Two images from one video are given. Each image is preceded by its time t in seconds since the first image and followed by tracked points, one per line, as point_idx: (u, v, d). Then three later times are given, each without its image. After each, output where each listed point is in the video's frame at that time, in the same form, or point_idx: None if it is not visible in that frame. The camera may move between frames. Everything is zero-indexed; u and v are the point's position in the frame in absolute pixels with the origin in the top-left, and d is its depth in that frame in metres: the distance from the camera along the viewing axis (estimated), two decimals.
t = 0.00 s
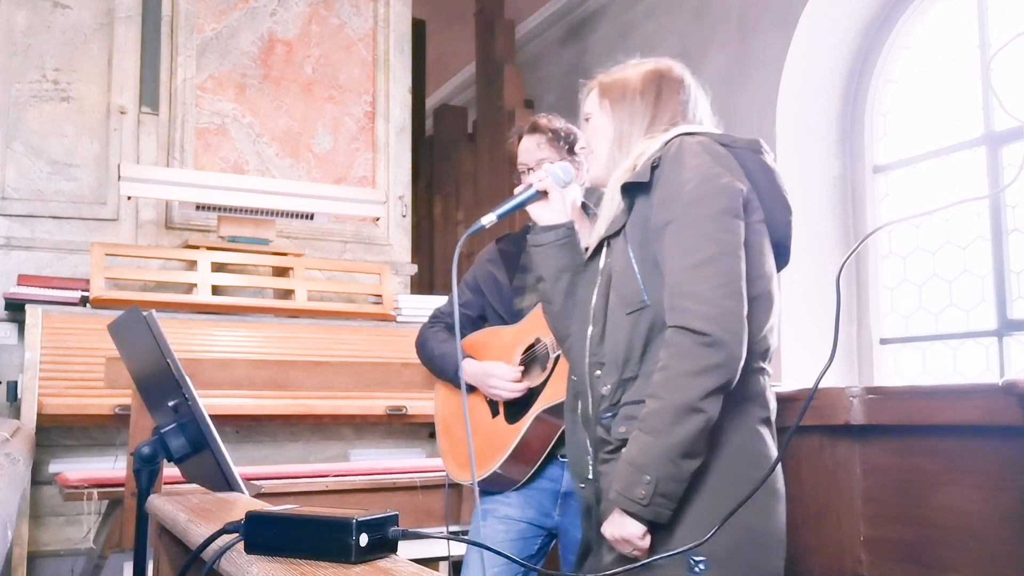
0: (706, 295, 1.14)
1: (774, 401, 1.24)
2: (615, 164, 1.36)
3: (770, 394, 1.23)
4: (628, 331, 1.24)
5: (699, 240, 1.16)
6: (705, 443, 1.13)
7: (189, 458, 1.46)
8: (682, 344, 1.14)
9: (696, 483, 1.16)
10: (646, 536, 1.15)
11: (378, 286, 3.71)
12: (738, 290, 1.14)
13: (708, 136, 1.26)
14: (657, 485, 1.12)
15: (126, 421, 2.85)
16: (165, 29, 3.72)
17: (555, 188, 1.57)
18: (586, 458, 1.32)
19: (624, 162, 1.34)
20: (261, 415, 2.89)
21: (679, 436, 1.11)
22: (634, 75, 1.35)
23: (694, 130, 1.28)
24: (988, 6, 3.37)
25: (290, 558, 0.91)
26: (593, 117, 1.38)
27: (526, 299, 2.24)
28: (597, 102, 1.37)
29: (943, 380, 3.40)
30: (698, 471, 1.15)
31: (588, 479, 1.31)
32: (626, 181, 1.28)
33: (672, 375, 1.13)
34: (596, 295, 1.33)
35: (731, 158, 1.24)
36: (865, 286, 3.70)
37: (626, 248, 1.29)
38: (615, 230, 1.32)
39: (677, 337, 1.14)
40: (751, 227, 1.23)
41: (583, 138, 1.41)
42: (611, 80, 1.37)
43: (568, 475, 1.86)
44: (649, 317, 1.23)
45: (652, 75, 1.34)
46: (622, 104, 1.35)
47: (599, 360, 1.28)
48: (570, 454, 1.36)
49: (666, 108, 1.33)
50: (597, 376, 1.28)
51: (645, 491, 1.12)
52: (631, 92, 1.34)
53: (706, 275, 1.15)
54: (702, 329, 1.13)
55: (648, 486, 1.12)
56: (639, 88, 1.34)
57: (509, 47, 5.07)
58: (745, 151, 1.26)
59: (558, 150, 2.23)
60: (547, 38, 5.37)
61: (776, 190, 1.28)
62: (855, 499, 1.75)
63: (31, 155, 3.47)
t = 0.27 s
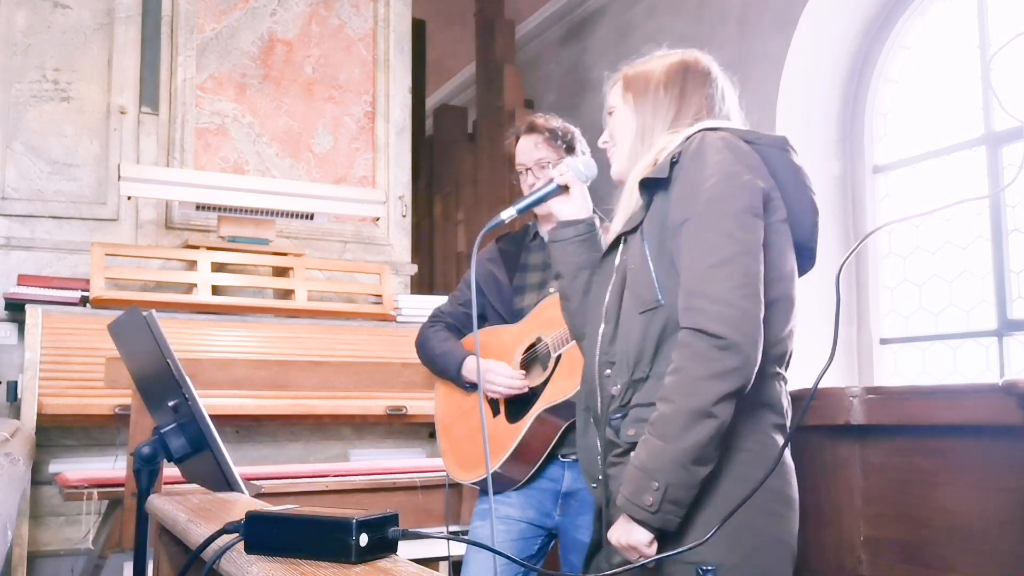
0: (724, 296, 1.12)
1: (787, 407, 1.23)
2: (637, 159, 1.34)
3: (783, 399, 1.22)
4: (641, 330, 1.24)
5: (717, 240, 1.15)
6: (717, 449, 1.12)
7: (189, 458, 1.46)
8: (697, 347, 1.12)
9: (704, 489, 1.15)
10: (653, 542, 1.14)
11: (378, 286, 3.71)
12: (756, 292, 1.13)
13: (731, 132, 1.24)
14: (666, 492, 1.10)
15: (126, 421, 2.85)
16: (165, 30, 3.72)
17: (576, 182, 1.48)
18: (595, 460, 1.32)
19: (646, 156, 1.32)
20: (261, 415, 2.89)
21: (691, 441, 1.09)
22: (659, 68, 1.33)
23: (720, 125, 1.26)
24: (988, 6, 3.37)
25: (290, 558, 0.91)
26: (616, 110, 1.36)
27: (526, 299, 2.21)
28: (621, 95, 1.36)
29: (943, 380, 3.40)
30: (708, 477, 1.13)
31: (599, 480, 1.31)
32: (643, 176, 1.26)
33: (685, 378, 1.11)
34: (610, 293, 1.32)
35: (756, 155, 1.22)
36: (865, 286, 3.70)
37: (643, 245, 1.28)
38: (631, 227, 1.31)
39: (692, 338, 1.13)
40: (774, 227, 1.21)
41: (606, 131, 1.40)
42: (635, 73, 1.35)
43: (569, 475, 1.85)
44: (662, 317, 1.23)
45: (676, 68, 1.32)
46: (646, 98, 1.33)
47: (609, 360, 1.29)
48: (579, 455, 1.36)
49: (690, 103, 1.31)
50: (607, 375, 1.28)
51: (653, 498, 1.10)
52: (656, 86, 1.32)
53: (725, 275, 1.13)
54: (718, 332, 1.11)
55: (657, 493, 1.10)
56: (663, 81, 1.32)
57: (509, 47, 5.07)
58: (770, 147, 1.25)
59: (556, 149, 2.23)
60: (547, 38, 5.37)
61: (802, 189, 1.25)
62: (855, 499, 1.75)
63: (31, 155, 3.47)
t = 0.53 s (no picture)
0: (725, 300, 1.12)
1: (784, 409, 1.23)
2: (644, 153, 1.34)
3: (781, 402, 1.22)
4: (642, 330, 1.24)
5: (717, 242, 1.14)
6: (714, 454, 1.11)
7: (189, 458, 1.46)
8: (696, 351, 1.11)
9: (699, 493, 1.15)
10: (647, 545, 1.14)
11: (378, 286, 3.71)
12: (757, 297, 1.13)
13: (738, 132, 1.24)
14: (662, 496, 1.10)
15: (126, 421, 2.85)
16: (165, 29, 3.72)
17: (583, 175, 1.50)
18: (593, 459, 1.32)
19: (652, 150, 1.32)
20: (261, 415, 2.89)
21: (688, 446, 1.09)
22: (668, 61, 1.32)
23: (726, 124, 1.25)
24: (988, 6, 3.37)
25: (290, 558, 0.91)
26: (624, 103, 1.36)
27: (527, 300, 2.20)
28: (630, 88, 1.35)
29: (943, 380, 3.40)
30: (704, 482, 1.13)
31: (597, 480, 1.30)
32: (648, 175, 1.26)
33: (684, 382, 1.10)
34: (614, 290, 1.33)
35: (762, 156, 1.21)
36: (865, 286, 3.70)
37: (645, 245, 1.28)
38: (634, 227, 1.31)
39: (691, 342, 1.12)
40: (777, 229, 1.21)
41: (614, 123, 1.39)
42: (645, 65, 1.34)
43: (569, 475, 1.85)
44: (662, 318, 1.23)
45: (686, 62, 1.31)
46: (655, 91, 1.32)
47: (612, 360, 1.29)
48: (577, 454, 1.35)
49: (698, 98, 1.31)
50: (609, 374, 1.28)
51: (648, 502, 1.10)
52: (665, 79, 1.32)
53: (726, 278, 1.12)
54: (718, 338, 1.10)
55: (653, 497, 1.10)
56: (672, 75, 1.31)
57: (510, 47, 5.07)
58: (776, 148, 1.24)
59: (555, 149, 2.23)
60: (547, 38, 5.38)
61: (807, 191, 1.25)
62: (855, 498, 1.75)
63: (31, 155, 3.47)
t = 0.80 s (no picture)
0: (728, 304, 1.11)
1: (784, 411, 1.23)
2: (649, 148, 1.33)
3: (781, 403, 1.22)
4: (644, 331, 1.24)
5: (721, 245, 1.14)
6: (715, 458, 1.11)
7: (189, 458, 1.46)
8: (700, 355, 1.11)
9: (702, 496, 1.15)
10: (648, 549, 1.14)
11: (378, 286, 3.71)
12: (761, 300, 1.12)
13: (743, 132, 1.23)
14: (663, 500, 1.10)
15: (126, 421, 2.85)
16: (165, 29, 3.72)
17: (586, 171, 1.45)
18: (593, 458, 1.32)
19: (656, 146, 1.31)
20: (261, 415, 2.89)
21: (690, 450, 1.09)
22: (672, 57, 1.32)
23: (731, 125, 1.25)
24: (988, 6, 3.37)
25: (290, 558, 0.91)
26: (629, 97, 1.36)
27: (527, 300, 2.20)
28: (635, 82, 1.35)
29: (943, 380, 3.40)
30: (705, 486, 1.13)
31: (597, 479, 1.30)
32: (652, 176, 1.26)
33: (686, 386, 1.10)
34: (617, 290, 1.33)
35: (767, 157, 1.21)
36: (865, 286, 3.70)
37: (648, 246, 1.28)
38: (637, 227, 1.32)
39: (694, 346, 1.12)
40: (781, 230, 1.21)
41: (618, 117, 1.40)
42: (650, 61, 1.34)
43: (569, 475, 1.85)
44: (664, 320, 1.23)
45: (692, 58, 1.31)
46: (661, 86, 1.32)
47: (613, 360, 1.29)
48: (577, 453, 1.36)
49: (704, 95, 1.31)
50: (610, 374, 1.29)
51: (650, 506, 1.10)
52: (670, 75, 1.32)
53: (730, 282, 1.12)
54: (722, 342, 1.10)
55: (654, 501, 1.10)
56: (677, 71, 1.32)
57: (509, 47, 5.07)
58: (781, 150, 1.23)
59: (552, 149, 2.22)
60: (547, 38, 5.38)
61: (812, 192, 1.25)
62: (854, 499, 1.75)
63: (31, 155, 3.47)
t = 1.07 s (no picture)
0: (735, 310, 1.11)
1: (783, 412, 1.23)
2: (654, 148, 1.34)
3: (781, 405, 1.22)
4: (646, 332, 1.24)
5: (728, 250, 1.14)
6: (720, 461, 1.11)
7: (188, 459, 1.46)
8: (706, 360, 1.11)
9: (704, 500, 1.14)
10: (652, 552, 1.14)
11: (378, 286, 3.71)
12: (768, 306, 1.13)
13: (751, 135, 1.22)
14: (669, 505, 1.09)
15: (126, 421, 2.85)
16: (165, 29, 3.72)
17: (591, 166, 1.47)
18: (592, 456, 1.31)
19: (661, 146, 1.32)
20: (262, 415, 2.89)
21: (696, 455, 1.08)
22: (677, 54, 1.31)
23: (737, 126, 1.24)
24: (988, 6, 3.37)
25: (289, 558, 0.91)
26: (632, 93, 1.35)
27: (527, 300, 2.20)
28: (639, 77, 1.35)
29: (943, 380, 3.40)
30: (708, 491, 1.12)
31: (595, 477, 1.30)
32: (657, 177, 1.26)
33: (692, 390, 1.10)
34: (619, 289, 1.32)
35: (775, 160, 1.21)
36: (865, 285, 3.69)
37: (651, 247, 1.27)
38: (640, 226, 1.31)
39: (701, 350, 1.12)
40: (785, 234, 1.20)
41: (621, 112, 1.39)
42: (655, 57, 1.34)
43: (569, 475, 1.86)
44: (667, 321, 1.23)
45: (698, 55, 1.30)
46: (666, 84, 1.32)
47: (614, 360, 1.29)
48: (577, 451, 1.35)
49: (709, 94, 1.30)
50: (611, 374, 1.28)
51: (656, 510, 1.10)
52: (675, 73, 1.31)
53: (737, 287, 1.12)
54: (729, 348, 1.10)
55: (660, 505, 1.09)
56: (682, 68, 1.31)
57: (509, 47, 5.07)
58: (789, 153, 1.23)
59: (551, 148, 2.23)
60: (547, 38, 5.38)
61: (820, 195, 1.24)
62: (855, 499, 1.75)
63: (31, 155, 3.47)
